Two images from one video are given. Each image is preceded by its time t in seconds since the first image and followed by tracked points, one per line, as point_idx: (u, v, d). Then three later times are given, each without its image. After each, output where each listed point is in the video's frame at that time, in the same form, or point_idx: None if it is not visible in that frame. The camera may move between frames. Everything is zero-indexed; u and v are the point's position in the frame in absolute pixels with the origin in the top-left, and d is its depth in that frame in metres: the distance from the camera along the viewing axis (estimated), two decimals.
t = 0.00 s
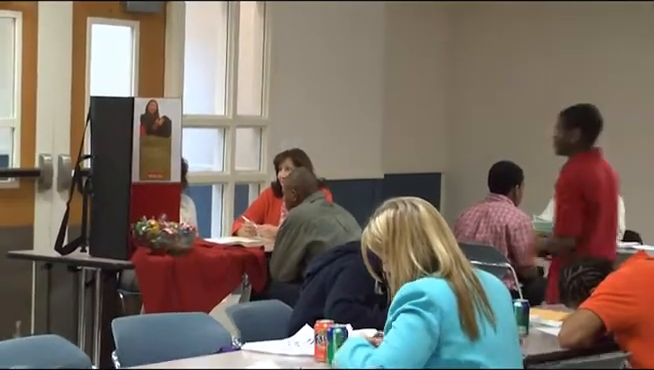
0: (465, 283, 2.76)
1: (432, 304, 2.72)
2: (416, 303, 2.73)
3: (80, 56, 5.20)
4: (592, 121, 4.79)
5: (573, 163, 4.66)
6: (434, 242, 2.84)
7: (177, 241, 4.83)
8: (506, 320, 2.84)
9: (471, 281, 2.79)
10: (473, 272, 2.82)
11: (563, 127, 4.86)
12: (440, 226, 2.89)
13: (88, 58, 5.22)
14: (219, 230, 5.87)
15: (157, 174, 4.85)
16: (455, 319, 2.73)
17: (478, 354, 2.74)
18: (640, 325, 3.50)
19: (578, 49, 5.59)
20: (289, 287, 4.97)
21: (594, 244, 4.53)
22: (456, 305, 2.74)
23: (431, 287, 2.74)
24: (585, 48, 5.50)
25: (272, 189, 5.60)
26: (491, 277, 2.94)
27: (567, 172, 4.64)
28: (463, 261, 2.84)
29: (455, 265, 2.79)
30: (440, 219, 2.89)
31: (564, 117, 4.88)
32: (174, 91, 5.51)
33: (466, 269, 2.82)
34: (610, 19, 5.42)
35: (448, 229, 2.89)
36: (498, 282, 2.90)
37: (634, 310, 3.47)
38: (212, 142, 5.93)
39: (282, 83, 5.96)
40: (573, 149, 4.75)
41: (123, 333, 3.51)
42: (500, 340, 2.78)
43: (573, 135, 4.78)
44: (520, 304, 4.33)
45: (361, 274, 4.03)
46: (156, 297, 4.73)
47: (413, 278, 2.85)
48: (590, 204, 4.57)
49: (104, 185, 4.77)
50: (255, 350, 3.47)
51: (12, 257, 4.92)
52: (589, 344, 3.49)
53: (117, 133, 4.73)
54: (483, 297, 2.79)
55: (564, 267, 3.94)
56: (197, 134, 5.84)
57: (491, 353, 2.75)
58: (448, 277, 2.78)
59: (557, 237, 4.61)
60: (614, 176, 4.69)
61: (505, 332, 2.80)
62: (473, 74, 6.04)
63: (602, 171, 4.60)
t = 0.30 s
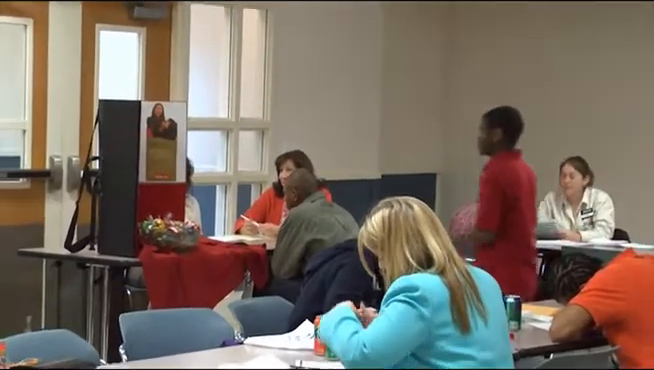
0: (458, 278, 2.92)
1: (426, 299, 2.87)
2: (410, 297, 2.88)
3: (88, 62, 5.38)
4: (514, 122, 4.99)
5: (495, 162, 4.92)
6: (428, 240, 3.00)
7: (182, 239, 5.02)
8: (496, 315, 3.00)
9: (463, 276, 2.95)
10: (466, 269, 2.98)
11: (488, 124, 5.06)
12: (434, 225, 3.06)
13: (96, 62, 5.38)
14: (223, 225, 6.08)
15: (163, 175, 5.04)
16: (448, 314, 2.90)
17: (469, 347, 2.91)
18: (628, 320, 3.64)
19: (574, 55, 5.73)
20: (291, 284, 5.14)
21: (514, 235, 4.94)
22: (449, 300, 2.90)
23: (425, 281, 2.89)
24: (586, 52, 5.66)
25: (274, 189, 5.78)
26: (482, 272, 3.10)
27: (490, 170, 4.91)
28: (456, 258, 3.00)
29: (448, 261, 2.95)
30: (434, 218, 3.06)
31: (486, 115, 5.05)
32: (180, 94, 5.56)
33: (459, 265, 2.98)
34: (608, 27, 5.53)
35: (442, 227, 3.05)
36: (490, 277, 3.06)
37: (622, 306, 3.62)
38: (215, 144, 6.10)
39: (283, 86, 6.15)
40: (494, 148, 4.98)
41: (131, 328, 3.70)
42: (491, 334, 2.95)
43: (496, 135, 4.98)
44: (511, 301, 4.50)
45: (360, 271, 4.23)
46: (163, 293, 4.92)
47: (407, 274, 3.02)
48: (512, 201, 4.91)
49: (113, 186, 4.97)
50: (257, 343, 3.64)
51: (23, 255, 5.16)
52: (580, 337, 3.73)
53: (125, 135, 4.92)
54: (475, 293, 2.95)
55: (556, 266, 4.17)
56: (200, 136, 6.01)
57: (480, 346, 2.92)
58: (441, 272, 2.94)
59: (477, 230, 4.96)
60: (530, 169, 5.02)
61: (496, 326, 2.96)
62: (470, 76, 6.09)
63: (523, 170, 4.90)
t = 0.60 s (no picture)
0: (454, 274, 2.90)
1: (420, 294, 2.86)
2: (406, 293, 2.87)
3: (98, 66, 5.56)
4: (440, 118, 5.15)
5: (424, 156, 5.05)
6: (426, 237, 2.96)
7: (187, 237, 5.21)
8: (492, 312, 2.99)
9: (460, 272, 2.92)
10: (463, 265, 2.95)
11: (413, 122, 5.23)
12: (431, 222, 3.01)
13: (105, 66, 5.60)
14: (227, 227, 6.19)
15: (170, 175, 5.23)
16: (444, 310, 2.88)
17: (465, 342, 2.88)
18: (617, 314, 3.74)
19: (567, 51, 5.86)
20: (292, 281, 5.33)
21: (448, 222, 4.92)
22: (445, 295, 2.88)
23: (421, 277, 2.87)
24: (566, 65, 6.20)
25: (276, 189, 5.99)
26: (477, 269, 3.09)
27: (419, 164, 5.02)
28: (453, 255, 2.97)
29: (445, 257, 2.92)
30: (431, 215, 3.01)
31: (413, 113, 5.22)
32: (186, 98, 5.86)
33: (456, 261, 2.95)
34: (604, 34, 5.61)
35: (439, 225, 3.01)
36: (485, 274, 3.05)
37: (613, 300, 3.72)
38: (219, 146, 6.25)
39: (285, 89, 6.35)
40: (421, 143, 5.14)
41: (138, 320, 3.88)
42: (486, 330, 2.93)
43: (422, 130, 5.14)
44: (505, 296, 4.71)
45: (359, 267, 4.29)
46: (168, 290, 5.11)
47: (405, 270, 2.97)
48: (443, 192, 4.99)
49: (121, 186, 5.16)
50: (261, 338, 3.84)
51: (38, 253, 5.35)
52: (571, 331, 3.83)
53: (132, 137, 5.12)
54: (472, 288, 2.93)
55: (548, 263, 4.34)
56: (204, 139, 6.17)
57: (476, 342, 2.89)
58: (438, 269, 2.91)
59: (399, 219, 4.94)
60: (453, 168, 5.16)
61: (491, 322, 2.94)
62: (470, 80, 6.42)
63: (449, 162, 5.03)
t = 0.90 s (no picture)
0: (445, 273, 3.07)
1: (412, 293, 3.04)
2: (398, 292, 3.05)
3: (106, 72, 5.79)
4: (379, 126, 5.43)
5: (360, 163, 5.16)
6: (420, 237, 3.15)
7: (192, 235, 5.41)
8: (484, 310, 3.14)
9: (452, 271, 3.09)
10: (455, 264, 3.12)
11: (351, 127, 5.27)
12: (425, 223, 3.20)
13: (113, 70, 5.81)
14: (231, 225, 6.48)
15: (175, 176, 5.42)
16: (436, 308, 3.05)
17: (456, 338, 3.04)
18: (607, 309, 3.90)
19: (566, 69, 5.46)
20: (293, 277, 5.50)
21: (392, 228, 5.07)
22: (436, 294, 3.05)
23: (412, 277, 3.05)
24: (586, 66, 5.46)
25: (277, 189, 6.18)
26: (472, 268, 3.25)
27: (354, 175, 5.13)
28: (446, 254, 3.14)
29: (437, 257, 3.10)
30: (425, 216, 3.20)
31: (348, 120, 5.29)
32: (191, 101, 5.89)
33: (449, 260, 3.12)
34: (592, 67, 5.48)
35: (432, 225, 3.20)
36: (479, 272, 3.21)
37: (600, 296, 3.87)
38: (222, 145, 6.51)
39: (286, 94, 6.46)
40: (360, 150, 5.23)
41: (145, 316, 4.06)
42: (478, 327, 3.08)
43: (361, 136, 5.20)
44: (499, 293, 4.89)
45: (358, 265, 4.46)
46: (173, 286, 5.29)
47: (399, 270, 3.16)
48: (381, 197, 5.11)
49: (126, 186, 5.34)
50: (263, 333, 4.03)
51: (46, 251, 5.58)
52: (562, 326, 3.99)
53: (137, 138, 5.32)
54: (463, 287, 3.09)
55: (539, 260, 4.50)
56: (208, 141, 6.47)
57: (468, 338, 3.04)
58: (430, 268, 3.09)
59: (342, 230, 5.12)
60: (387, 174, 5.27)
61: (483, 319, 3.10)
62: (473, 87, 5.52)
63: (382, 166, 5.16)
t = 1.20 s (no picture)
0: (435, 272, 3.27)
1: (403, 293, 3.25)
2: (389, 292, 3.27)
3: (113, 78, 5.87)
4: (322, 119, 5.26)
5: (305, 160, 5.30)
6: (411, 237, 3.35)
7: (196, 233, 5.64)
8: (474, 305, 3.35)
9: (441, 269, 3.30)
10: (445, 262, 3.33)
11: (293, 126, 5.29)
12: (416, 223, 3.40)
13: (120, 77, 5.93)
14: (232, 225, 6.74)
15: (179, 177, 5.67)
16: (425, 305, 3.26)
17: (446, 332, 3.26)
18: (597, 305, 4.15)
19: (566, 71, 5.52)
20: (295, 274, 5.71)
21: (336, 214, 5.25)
22: (426, 292, 3.26)
23: (402, 277, 3.26)
24: (585, 70, 5.59)
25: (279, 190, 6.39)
26: (464, 265, 3.45)
27: (305, 168, 5.26)
28: (435, 252, 3.35)
29: (427, 256, 3.31)
30: (416, 216, 3.40)
31: (291, 117, 5.29)
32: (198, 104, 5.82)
33: (438, 258, 3.33)
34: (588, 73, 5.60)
35: (423, 225, 3.40)
36: (468, 268, 3.42)
37: (587, 294, 4.12)
38: (226, 147, 6.66)
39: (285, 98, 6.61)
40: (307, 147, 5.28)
41: (151, 312, 4.25)
42: (468, 320, 3.30)
43: (310, 134, 5.25)
44: (493, 290, 5.09)
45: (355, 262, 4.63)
46: (178, 283, 5.55)
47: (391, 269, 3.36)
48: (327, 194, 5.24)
49: (134, 187, 5.59)
50: (263, 327, 4.24)
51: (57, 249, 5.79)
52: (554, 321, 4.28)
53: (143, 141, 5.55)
54: (452, 284, 3.30)
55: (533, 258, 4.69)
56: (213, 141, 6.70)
57: (457, 331, 3.27)
58: (420, 267, 3.30)
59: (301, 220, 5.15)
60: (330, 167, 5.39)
61: (472, 313, 3.31)
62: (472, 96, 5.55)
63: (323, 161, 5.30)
